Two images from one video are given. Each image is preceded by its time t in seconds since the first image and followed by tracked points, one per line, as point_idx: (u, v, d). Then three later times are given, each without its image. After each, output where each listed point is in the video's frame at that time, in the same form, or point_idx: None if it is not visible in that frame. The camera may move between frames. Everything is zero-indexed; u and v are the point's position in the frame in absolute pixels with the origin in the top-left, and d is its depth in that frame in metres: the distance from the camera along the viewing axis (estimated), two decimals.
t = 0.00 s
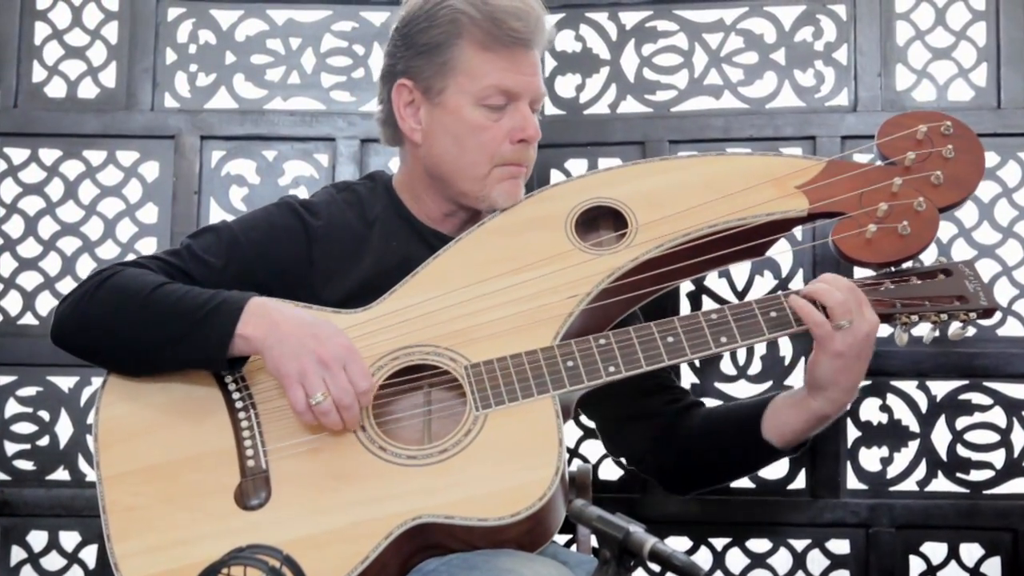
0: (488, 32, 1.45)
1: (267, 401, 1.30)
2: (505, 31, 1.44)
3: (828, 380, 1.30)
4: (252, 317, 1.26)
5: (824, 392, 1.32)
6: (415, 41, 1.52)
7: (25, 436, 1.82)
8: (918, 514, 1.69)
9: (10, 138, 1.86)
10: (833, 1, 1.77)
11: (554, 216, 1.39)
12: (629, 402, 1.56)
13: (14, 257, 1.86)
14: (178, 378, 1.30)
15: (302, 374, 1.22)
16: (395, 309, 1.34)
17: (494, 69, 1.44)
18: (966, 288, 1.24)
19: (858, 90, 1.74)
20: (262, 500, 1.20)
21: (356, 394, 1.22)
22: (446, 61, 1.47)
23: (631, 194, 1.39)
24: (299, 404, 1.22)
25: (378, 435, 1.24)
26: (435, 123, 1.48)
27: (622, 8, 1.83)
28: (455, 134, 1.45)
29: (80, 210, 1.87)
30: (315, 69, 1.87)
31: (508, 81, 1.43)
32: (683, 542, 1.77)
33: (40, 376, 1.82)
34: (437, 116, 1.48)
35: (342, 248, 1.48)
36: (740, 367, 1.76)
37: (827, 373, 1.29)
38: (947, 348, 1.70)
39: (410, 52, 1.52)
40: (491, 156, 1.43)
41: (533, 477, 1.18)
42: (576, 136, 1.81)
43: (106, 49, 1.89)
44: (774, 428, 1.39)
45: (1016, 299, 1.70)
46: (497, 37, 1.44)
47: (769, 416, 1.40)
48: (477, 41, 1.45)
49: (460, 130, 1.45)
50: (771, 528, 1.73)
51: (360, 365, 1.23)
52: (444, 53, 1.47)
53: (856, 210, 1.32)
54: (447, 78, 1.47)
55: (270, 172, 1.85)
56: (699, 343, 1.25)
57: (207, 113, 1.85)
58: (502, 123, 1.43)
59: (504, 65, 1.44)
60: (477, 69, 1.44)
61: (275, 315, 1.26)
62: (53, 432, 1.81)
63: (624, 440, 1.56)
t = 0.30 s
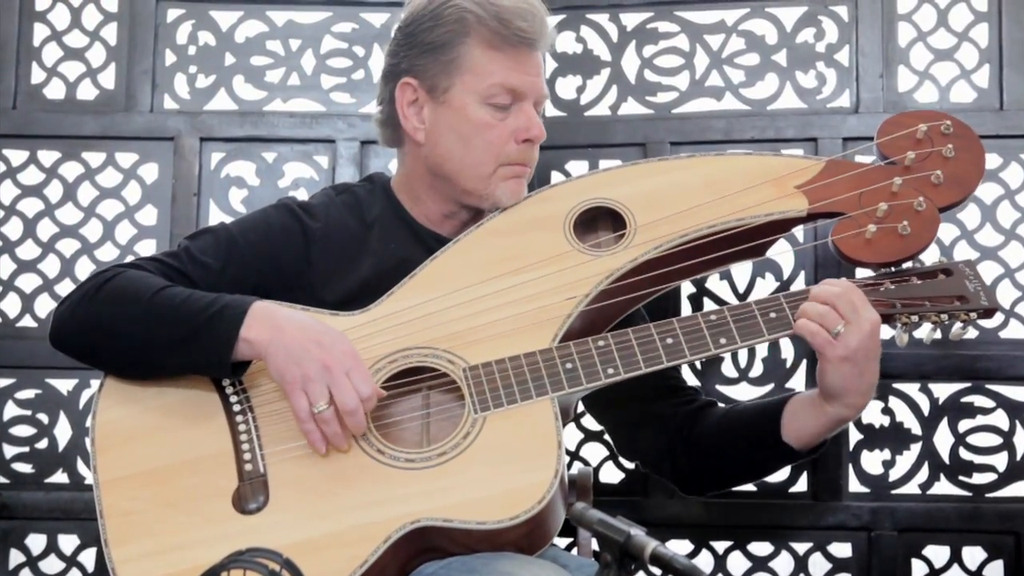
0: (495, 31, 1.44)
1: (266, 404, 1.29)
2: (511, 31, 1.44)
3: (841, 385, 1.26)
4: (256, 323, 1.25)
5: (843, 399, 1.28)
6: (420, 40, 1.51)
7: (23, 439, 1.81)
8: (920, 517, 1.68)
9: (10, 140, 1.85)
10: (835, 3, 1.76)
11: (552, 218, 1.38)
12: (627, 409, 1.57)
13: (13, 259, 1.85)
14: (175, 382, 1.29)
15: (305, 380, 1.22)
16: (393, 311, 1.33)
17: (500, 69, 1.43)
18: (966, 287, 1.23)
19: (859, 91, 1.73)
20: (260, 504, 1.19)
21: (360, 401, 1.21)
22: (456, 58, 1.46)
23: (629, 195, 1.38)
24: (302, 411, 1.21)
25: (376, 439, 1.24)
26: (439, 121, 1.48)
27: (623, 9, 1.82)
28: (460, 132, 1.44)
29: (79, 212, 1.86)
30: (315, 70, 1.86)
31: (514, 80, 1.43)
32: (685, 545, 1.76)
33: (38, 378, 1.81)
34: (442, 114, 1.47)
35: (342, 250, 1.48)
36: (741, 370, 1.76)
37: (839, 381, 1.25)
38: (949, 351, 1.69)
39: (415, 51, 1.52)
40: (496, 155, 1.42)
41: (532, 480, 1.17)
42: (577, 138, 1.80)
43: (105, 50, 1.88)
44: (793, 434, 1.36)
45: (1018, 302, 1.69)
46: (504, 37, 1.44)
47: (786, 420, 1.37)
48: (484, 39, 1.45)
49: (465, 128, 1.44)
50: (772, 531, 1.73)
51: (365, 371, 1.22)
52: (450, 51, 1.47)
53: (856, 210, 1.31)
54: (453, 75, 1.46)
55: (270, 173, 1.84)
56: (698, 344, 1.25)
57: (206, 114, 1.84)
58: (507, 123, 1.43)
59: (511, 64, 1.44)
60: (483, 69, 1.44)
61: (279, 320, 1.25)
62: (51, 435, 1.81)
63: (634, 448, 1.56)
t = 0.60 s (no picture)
0: (491, 34, 1.43)
1: (264, 408, 1.28)
2: (507, 34, 1.43)
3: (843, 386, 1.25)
4: (250, 328, 1.24)
5: (847, 401, 1.27)
6: (420, 41, 1.50)
7: (22, 441, 1.80)
8: (922, 520, 1.67)
9: (8, 142, 1.85)
10: (836, 4, 1.76)
11: (549, 219, 1.37)
12: (634, 409, 1.56)
13: (11, 261, 1.85)
14: (172, 387, 1.29)
15: (300, 386, 1.21)
16: (391, 314, 1.32)
17: (497, 73, 1.43)
18: (966, 285, 1.22)
19: (861, 93, 1.73)
20: (258, 509, 1.19)
21: (354, 403, 1.19)
22: (451, 61, 1.45)
23: (626, 195, 1.37)
24: (298, 416, 1.21)
25: (374, 442, 1.23)
26: (435, 124, 1.47)
27: (623, 10, 1.82)
28: (457, 136, 1.44)
29: (77, 214, 1.86)
30: (315, 71, 1.86)
31: (510, 83, 1.42)
32: (686, 548, 1.76)
33: (37, 381, 1.81)
34: (437, 117, 1.47)
35: (341, 252, 1.47)
36: (742, 372, 1.75)
37: (841, 384, 1.25)
38: (951, 353, 1.69)
39: (413, 52, 1.51)
40: (491, 159, 1.42)
41: (530, 482, 1.17)
42: (577, 139, 1.80)
43: (104, 51, 1.88)
44: (800, 434, 1.35)
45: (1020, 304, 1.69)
46: (501, 41, 1.43)
47: (793, 420, 1.36)
48: (480, 43, 1.44)
49: (461, 132, 1.44)
50: (774, 534, 1.72)
51: (359, 374, 1.21)
52: (446, 55, 1.46)
53: (854, 208, 1.31)
54: (450, 78, 1.45)
55: (270, 175, 1.84)
56: (697, 344, 1.24)
57: (205, 116, 1.83)
58: (503, 127, 1.42)
59: (507, 68, 1.43)
60: (479, 73, 1.43)
61: (273, 325, 1.24)
62: (50, 437, 1.80)
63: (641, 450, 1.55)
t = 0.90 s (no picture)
0: (481, 39, 1.42)
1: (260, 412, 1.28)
2: (497, 39, 1.42)
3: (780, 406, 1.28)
4: (242, 332, 1.24)
5: (781, 420, 1.30)
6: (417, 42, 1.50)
7: (20, 443, 1.80)
8: (924, 523, 1.67)
9: (6, 144, 1.84)
10: (837, 5, 1.75)
11: (546, 220, 1.37)
12: (629, 405, 1.53)
13: (10, 263, 1.84)
14: (168, 393, 1.28)
15: (295, 392, 1.21)
16: (387, 317, 1.32)
17: (487, 78, 1.41)
18: (964, 283, 1.22)
19: (862, 94, 1.72)
20: (255, 513, 1.19)
21: (348, 408, 1.20)
22: (441, 66, 1.45)
23: (622, 196, 1.37)
24: (292, 421, 1.21)
25: (370, 444, 1.23)
26: (426, 128, 1.46)
27: (624, 12, 1.82)
28: (447, 141, 1.43)
29: (76, 216, 1.85)
30: (315, 73, 1.85)
31: (500, 88, 1.41)
32: (686, 551, 1.75)
33: (36, 383, 1.80)
34: (429, 121, 1.46)
35: (341, 255, 1.47)
36: (743, 375, 1.75)
37: (776, 401, 1.28)
38: (953, 355, 1.68)
39: (404, 54, 1.50)
40: (480, 164, 1.41)
41: (527, 485, 1.16)
42: (577, 141, 1.79)
43: (103, 52, 1.87)
44: (737, 456, 1.37)
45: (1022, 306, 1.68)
46: (492, 45, 1.42)
47: (731, 443, 1.38)
48: (469, 48, 1.43)
49: (451, 137, 1.43)
50: (774, 537, 1.72)
51: (353, 378, 1.21)
52: (437, 58, 1.45)
53: (851, 207, 1.30)
54: (439, 85, 1.45)
55: (269, 177, 1.84)
56: (695, 344, 1.23)
57: (204, 117, 1.83)
58: (492, 132, 1.41)
59: (498, 73, 1.42)
60: (469, 78, 1.42)
61: (265, 329, 1.24)
62: (49, 439, 1.79)
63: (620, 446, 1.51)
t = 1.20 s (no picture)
0: (481, 52, 1.40)
1: (263, 415, 1.28)
2: (496, 55, 1.39)
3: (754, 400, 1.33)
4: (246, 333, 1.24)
5: (750, 412, 1.35)
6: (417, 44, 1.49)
7: (19, 445, 1.79)
8: (926, 525, 1.66)
9: (5, 145, 1.84)
10: (838, 6, 1.75)
11: (546, 222, 1.37)
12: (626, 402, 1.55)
13: (9, 265, 1.84)
14: (168, 398, 1.28)
15: (299, 390, 1.20)
16: (388, 320, 1.31)
17: (480, 93, 1.39)
18: (964, 280, 1.22)
19: (863, 95, 1.72)
20: (256, 516, 1.18)
21: (351, 405, 1.19)
22: (436, 71, 1.44)
23: (622, 197, 1.37)
24: (298, 418, 1.20)
25: (371, 447, 1.23)
26: (415, 129, 1.46)
27: (624, 13, 1.81)
28: (432, 148, 1.43)
29: (75, 218, 1.85)
30: (315, 74, 1.85)
31: (490, 106, 1.38)
32: (687, 554, 1.75)
33: (35, 385, 1.80)
34: (419, 123, 1.45)
35: (340, 257, 1.46)
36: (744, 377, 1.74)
37: (754, 394, 1.32)
38: (954, 357, 1.68)
39: (410, 54, 1.49)
40: (457, 177, 1.40)
41: (528, 486, 1.16)
42: (577, 143, 1.79)
43: (102, 53, 1.87)
44: (702, 440, 1.44)
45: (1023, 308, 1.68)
46: (490, 60, 1.39)
47: (700, 427, 1.45)
48: (467, 59, 1.41)
49: (435, 144, 1.42)
50: (775, 539, 1.71)
51: (358, 377, 1.20)
52: (437, 62, 1.44)
53: (851, 206, 1.30)
54: (434, 88, 1.44)
55: (269, 178, 1.83)
56: (695, 344, 1.23)
57: (204, 119, 1.83)
58: (476, 147, 1.39)
59: (494, 89, 1.39)
60: (463, 89, 1.40)
61: (269, 330, 1.24)
62: (48, 441, 1.79)
63: (618, 439, 1.53)
